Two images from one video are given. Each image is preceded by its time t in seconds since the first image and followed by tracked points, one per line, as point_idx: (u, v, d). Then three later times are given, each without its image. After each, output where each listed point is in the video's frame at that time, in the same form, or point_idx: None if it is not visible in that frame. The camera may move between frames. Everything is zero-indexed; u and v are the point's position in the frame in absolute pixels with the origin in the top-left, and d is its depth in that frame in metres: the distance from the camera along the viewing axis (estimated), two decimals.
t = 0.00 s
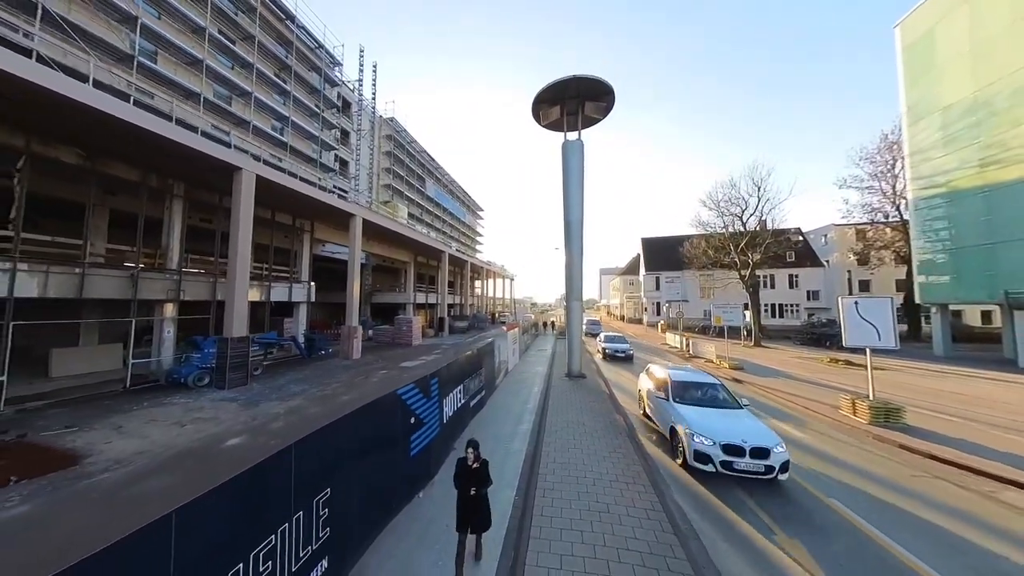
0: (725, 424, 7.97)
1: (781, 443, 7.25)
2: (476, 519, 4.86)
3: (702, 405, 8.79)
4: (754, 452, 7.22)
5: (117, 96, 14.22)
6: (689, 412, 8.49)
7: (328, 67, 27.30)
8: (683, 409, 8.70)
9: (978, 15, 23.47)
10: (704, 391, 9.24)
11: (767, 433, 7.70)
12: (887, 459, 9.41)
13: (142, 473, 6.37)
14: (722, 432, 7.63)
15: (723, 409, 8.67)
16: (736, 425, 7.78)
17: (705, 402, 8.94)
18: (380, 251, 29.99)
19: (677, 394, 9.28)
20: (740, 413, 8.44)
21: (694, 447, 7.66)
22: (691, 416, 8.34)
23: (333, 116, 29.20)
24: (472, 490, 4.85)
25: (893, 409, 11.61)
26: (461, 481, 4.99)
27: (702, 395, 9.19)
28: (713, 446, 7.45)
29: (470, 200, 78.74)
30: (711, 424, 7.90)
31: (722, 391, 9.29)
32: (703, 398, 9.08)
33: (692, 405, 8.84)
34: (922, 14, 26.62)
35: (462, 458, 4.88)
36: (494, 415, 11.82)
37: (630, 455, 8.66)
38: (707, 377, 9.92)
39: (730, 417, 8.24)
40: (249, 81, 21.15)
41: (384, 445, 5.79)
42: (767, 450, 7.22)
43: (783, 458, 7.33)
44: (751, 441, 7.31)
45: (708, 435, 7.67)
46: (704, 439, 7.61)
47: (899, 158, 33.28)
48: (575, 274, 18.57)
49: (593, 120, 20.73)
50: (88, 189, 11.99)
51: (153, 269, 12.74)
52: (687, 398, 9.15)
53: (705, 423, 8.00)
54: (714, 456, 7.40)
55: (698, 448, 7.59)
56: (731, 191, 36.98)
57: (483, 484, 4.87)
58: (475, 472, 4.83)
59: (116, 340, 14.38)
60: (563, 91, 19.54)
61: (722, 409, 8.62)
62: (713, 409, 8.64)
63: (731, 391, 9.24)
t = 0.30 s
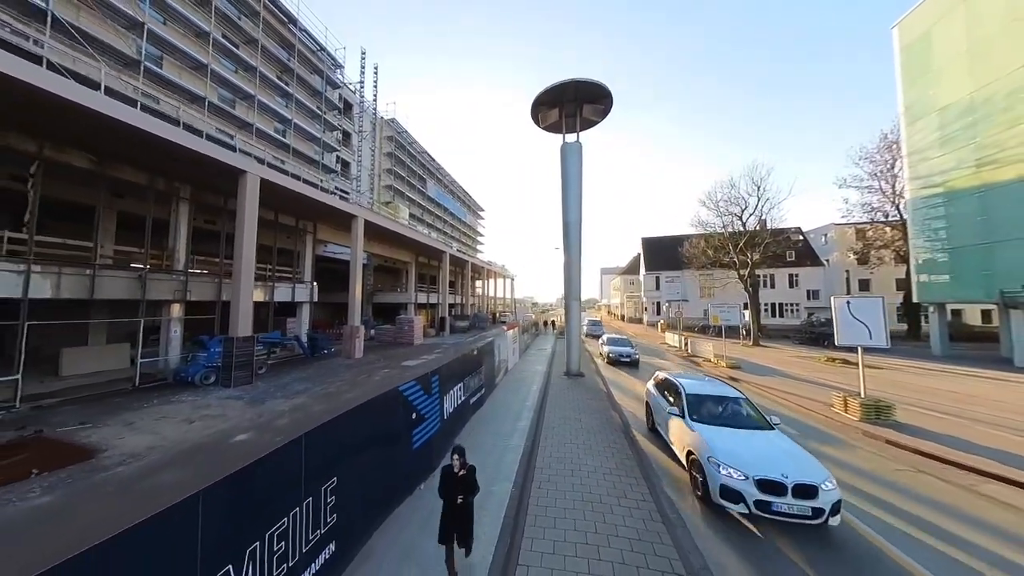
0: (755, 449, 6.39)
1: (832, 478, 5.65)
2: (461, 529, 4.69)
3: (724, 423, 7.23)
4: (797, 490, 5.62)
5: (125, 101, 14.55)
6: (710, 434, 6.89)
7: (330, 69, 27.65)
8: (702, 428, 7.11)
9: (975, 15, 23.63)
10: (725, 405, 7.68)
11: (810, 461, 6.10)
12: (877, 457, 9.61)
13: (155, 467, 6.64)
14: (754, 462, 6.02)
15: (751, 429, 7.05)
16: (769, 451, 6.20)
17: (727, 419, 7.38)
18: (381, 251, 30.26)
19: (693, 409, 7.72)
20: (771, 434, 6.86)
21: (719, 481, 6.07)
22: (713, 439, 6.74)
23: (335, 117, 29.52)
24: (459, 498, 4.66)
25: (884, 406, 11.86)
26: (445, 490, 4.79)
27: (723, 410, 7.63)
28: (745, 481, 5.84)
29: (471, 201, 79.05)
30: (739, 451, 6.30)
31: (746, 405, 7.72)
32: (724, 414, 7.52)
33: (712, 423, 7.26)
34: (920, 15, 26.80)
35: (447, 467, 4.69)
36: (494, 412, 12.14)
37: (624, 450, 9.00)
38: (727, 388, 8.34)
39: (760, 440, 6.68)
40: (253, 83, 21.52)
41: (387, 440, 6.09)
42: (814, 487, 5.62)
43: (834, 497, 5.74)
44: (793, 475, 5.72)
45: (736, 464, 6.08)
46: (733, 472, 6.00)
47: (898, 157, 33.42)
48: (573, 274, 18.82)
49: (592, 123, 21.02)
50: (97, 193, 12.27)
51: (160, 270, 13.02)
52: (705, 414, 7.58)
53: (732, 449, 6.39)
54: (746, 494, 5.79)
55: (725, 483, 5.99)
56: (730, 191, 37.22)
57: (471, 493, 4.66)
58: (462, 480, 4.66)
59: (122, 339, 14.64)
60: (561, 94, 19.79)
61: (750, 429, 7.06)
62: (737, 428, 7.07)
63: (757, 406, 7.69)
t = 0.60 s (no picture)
0: (798, 485, 5.17)
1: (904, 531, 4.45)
2: (447, 532, 4.51)
3: (754, 450, 6.01)
4: (860, 546, 4.40)
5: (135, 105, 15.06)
6: (739, 463, 5.68)
7: (334, 72, 28.12)
8: (728, 456, 5.88)
9: (971, 18, 23.89)
10: (751, 425, 6.52)
11: (869, 503, 4.90)
12: (866, 453, 9.87)
13: (172, 457, 7.00)
14: (799, 504, 4.81)
15: (789, 459, 5.81)
16: (817, 491, 4.98)
17: (756, 442, 6.20)
18: (384, 251, 30.62)
19: (716, 429, 6.52)
20: (811, 463, 5.70)
21: (755, 529, 4.84)
22: (743, 471, 5.51)
23: (338, 119, 29.95)
24: (444, 503, 4.51)
25: (874, 403, 12.17)
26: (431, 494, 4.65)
27: (751, 431, 6.46)
28: (790, 532, 4.61)
29: (473, 201, 79.55)
30: (779, 488, 5.09)
31: (776, 424, 6.56)
32: (752, 436, 6.35)
33: (740, 448, 6.07)
34: (918, 16, 27.02)
35: (432, 469, 4.57)
36: (494, 408, 12.58)
37: (618, 445, 9.42)
38: (752, 401, 7.18)
39: (802, 473, 5.44)
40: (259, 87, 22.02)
41: (392, 431, 6.49)
42: (881, 542, 4.41)
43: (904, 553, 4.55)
44: (853, 526, 4.49)
45: (780, 510, 4.80)
46: (773, 517, 4.77)
47: (898, 158, 33.62)
48: (572, 274, 19.18)
49: (592, 125, 21.34)
50: (110, 195, 12.69)
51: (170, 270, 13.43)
52: (730, 435, 6.39)
53: (770, 486, 5.15)
54: (793, 549, 4.56)
55: (764, 532, 4.75)
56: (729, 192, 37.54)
57: (456, 497, 4.53)
58: (447, 484, 4.52)
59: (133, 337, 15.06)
60: (560, 97, 20.12)
61: (784, 456, 5.89)
62: (771, 456, 5.89)
63: (790, 425, 6.53)
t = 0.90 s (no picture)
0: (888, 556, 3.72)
1: None
2: (439, 552, 4.23)
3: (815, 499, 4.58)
4: None
5: (147, 109, 15.44)
6: (800, 519, 4.27)
7: (339, 74, 28.45)
8: (781, 504, 4.51)
9: (979, 15, 23.73)
10: (804, 459, 5.15)
11: None
12: (870, 454, 9.96)
13: (186, 451, 7.23)
14: None
15: (866, 513, 4.36)
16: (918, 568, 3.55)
17: (815, 485, 4.83)
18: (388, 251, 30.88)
19: (762, 467, 5.12)
20: (895, 519, 4.29)
21: None
22: (805, 529, 4.11)
23: (343, 121, 30.28)
24: (432, 516, 4.25)
25: (877, 403, 12.26)
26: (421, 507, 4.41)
27: (809, 470, 5.05)
28: None
29: (476, 201, 79.84)
30: (863, 560, 3.66)
31: (836, 457, 5.20)
32: (812, 478, 4.94)
33: (797, 496, 4.67)
34: (924, 13, 26.86)
35: (424, 480, 4.34)
36: (497, 406, 12.81)
37: (620, 443, 9.61)
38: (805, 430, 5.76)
39: (888, 536, 4.01)
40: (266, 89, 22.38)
41: (401, 428, 6.69)
42: None
43: None
44: None
45: None
46: None
47: (905, 156, 33.42)
48: (575, 274, 19.32)
49: (595, 126, 21.42)
50: (125, 198, 13.00)
51: (182, 270, 13.73)
52: (779, 474, 5.03)
53: (854, 558, 3.68)
54: None
55: None
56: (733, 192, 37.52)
57: (446, 511, 4.27)
58: (438, 497, 4.26)
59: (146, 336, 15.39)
60: (563, 98, 20.25)
61: (856, 506, 4.49)
62: (838, 506, 4.49)
63: (852, 458, 5.18)
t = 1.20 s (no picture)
0: None
1: None
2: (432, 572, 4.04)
3: None
4: None
5: (159, 113, 15.81)
6: None
7: (345, 75, 28.73)
8: None
9: (997, 6, 23.32)
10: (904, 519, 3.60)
11: None
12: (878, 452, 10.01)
13: (204, 445, 7.49)
14: None
15: None
16: None
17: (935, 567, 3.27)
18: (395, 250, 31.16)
19: (847, 530, 3.56)
20: None
21: None
22: None
23: (349, 122, 30.60)
24: (427, 534, 4.03)
25: (885, 402, 12.29)
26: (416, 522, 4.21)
27: (913, 534, 3.51)
28: None
29: (481, 200, 80.07)
30: None
31: (946, 509, 3.65)
32: (921, 548, 3.41)
33: None
34: (938, 5, 26.46)
35: (420, 495, 4.11)
36: (504, 402, 13.02)
37: (626, 439, 9.78)
38: (883, 464, 4.21)
39: None
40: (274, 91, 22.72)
41: (411, 423, 6.87)
42: None
43: None
44: None
45: None
46: None
47: (917, 152, 32.98)
48: (580, 272, 19.43)
49: (600, 124, 21.49)
50: (140, 200, 13.34)
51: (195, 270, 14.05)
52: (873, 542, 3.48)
53: None
54: None
55: None
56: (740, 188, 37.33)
57: (440, 530, 4.03)
58: (432, 513, 4.05)
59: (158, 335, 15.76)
60: (569, 96, 20.33)
61: None
62: None
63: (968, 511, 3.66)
